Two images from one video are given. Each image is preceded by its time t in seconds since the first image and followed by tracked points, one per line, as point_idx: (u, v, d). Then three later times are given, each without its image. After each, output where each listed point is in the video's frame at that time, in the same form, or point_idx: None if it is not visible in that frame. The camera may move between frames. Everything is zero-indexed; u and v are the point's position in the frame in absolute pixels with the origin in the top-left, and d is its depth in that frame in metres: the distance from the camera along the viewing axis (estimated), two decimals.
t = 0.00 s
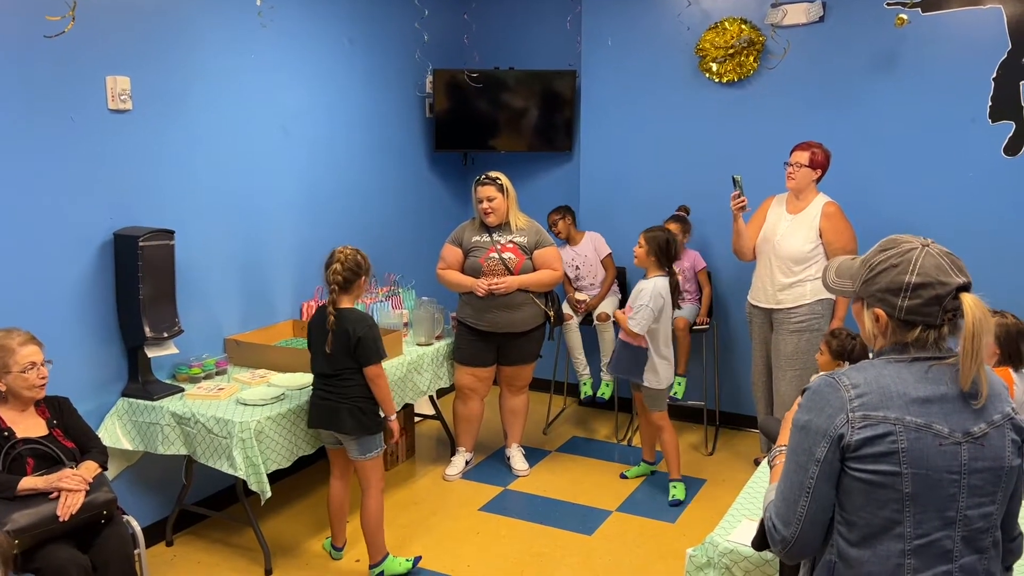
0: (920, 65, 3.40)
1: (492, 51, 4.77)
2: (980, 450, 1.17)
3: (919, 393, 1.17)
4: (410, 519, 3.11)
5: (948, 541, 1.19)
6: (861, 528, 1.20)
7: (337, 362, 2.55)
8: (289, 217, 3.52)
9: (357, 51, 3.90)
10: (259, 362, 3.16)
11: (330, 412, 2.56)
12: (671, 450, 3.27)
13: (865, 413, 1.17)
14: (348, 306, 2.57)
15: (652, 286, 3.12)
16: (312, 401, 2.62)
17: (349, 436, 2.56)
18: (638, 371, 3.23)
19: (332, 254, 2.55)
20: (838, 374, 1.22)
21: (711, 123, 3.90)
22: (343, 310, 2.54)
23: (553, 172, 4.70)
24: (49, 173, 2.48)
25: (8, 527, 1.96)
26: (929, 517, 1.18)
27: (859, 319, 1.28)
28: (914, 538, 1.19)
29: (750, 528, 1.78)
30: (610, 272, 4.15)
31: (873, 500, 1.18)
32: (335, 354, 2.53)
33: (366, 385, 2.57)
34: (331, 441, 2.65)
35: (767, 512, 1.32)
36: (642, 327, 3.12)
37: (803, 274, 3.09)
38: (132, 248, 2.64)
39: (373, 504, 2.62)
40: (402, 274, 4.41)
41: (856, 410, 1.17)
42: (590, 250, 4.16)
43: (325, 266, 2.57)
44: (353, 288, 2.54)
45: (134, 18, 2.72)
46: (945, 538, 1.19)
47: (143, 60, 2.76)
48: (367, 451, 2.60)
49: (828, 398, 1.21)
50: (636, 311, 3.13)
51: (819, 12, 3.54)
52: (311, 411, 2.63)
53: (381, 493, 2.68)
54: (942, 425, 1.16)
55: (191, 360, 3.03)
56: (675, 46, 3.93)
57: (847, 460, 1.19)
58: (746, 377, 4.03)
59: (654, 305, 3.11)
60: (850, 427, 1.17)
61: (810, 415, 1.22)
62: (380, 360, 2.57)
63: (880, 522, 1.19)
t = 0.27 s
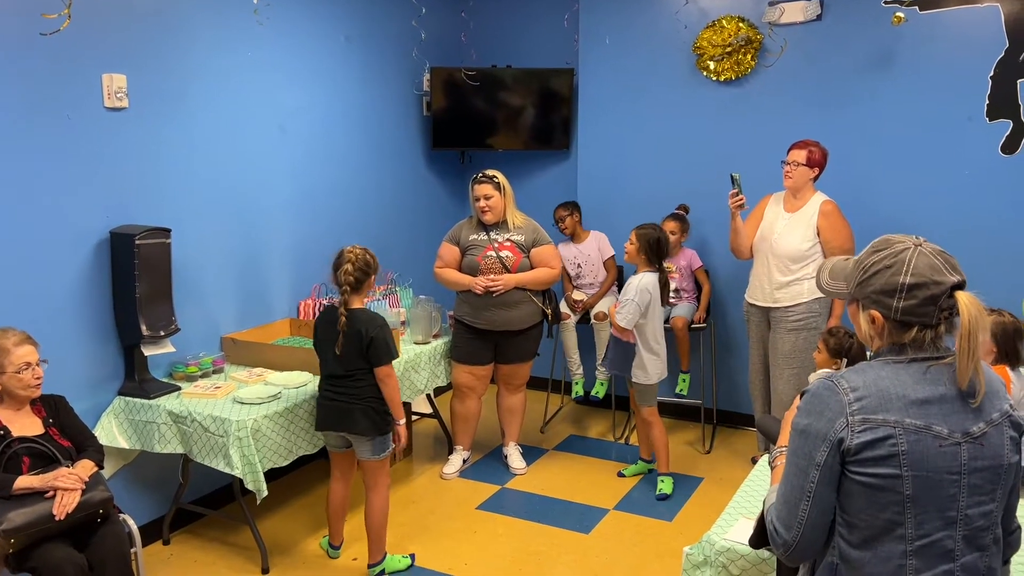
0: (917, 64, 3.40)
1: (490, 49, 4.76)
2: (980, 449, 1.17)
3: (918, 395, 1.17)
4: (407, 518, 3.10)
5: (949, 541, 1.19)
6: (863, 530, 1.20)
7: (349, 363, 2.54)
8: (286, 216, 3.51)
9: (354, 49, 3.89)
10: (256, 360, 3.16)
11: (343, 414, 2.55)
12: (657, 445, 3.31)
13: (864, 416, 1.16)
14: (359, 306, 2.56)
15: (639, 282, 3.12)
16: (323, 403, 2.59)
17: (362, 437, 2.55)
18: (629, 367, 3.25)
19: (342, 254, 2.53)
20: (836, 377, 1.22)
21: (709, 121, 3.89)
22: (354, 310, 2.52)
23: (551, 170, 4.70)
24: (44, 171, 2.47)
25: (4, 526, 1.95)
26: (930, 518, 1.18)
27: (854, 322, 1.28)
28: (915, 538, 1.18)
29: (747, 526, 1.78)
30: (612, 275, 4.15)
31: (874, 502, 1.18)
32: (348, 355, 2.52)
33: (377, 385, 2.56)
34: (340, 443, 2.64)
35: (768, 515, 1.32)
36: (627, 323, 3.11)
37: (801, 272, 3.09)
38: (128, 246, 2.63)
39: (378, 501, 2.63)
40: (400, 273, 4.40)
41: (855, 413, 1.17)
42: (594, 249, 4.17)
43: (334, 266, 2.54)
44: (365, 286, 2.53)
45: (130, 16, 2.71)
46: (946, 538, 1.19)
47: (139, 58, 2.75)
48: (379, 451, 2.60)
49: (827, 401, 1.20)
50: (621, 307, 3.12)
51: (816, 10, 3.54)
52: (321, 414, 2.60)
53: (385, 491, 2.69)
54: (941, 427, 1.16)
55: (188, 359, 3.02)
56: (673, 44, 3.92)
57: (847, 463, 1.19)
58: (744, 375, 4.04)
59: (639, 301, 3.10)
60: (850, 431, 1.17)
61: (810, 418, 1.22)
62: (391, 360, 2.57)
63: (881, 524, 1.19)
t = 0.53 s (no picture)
0: (915, 62, 3.40)
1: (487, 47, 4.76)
2: (980, 450, 1.17)
3: (919, 395, 1.16)
4: (405, 517, 3.10)
5: (949, 541, 1.19)
6: (863, 530, 1.20)
7: (376, 364, 2.51)
8: (283, 214, 3.51)
9: (351, 47, 3.88)
10: (253, 359, 3.15)
11: (371, 416, 2.52)
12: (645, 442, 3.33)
13: (865, 416, 1.16)
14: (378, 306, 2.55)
15: (648, 277, 3.15)
16: (343, 409, 2.52)
17: (389, 437, 2.55)
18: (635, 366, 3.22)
19: (361, 254, 2.50)
20: (837, 376, 1.21)
21: (706, 120, 3.89)
22: (380, 311, 2.51)
23: (549, 169, 4.69)
24: (40, 169, 2.46)
25: None
26: (930, 518, 1.18)
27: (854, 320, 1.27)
28: (915, 539, 1.18)
29: (745, 525, 1.78)
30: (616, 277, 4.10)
31: (875, 502, 1.18)
32: (376, 357, 2.50)
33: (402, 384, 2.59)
34: (355, 447, 2.58)
35: (767, 515, 1.31)
36: (642, 316, 3.12)
37: (798, 270, 3.09)
38: (124, 245, 2.62)
39: (382, 497, 2.63)
40: (397, 271, 4.40)
41: (856, 413, 1.16)
42: (606, 249, 4.13)
43: (351, 267, 2.50)
44: (385, 288, 2.53)
45: (126, 13, 2.70)
46: (946, 538, 1.19)
47: (135, 56, 2.74)
48: (399, 450, 2.61)
49: (827, 401, 1.20)
50: (635, 301, 3.13)
51: (814, 9, 3.54)
52: (340, 420, 2.53)
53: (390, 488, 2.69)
54: (942, 427, 1.16)
55: (185, 357, 3.02)
56: (671, 42, 3.92)
57: (848, 463, 1.18)
58: (741, 374, 4.04)
59: (652, 294, 3.13)
60: (851, 430, 1.16)
61: (810, 418, 1.21)
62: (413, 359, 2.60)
63: (882, 525, 1.18)
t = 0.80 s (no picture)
0: (913, 61, 3.40)
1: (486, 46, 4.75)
2: (981, 445, 1.17)
3: (922, 392, 1.16)
4: (403, 516, 3.09)
5: (952, 539, 1.19)
6: (867, 529, 1.19)
7: (388, 363, 2.53)
8: (281, 213, 3.50)
9: (349, 46, 3.87)
10: (251, 358, 3.14)
11: (386, 415, 2.52)
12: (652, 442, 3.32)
13: (869, 414, 1.15)
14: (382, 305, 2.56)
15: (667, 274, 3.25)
16: (357, 411, 2.49)
17: (401, 434, 2.57)
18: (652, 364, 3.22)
19: (365, 255, 2.49)
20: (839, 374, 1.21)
21: (705, 119, 3.89)
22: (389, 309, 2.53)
23: (547, 168, 4.69)
24: (37, 168, 2.45)
25: None
26: (933, 516, 1.17)
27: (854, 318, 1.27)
28: (919, 537, 1.18)
29: (744, 524, 1.78)
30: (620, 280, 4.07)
31: (879, 501, 1.17)
32: (389, 355, 2.52)
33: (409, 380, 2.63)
34: (362, 449, 2.57)
35: (770, 515, 1.30)
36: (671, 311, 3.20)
37: (797, 269, 3.09)
38: (121, 243, 2.61)
39: (381, 498, 2.62)
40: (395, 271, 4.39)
41: (860, 411, 1.16)
42: (616, 250, 4.08)
43: (356, 267, 2.49)
44: (391, 285, 2.54)
45: (122, 11, 2.69)
46: (949, 535, 1.19)
47: (132, 54, 2.73)
48: (405, 447, 2.62)
49: (830, 399, 1.19)
50: (663, 298, 3.19)
51: (812, 7, 3.54)
52: (354, 423, 2.50)
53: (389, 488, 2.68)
54: (944, 423, 1.16)
55: (182, 357, 3.01)
56: (669, 41, 3.91)
57: (852, 462, 1.18)
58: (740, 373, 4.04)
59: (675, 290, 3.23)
60: (855, 429, 1.16)
61: (813, 417, 1.20)
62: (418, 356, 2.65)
63: (886, 523, 1.18)
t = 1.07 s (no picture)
0: (912, 60, 3.40)
1: (484, 46, 4.75)
2: (974, 445, 1.17)
3: (914, 390, 1.16)
4: (401, 516, 3.09)
5: (945, 538, 1.19)
6: (860, 528, 1.19)
7: (377, 361, 2.52)
8: (279, 213, 3.50)
9: (347, 46, 3.87)
10: (249, 358, 3.14)
11: (372, 413, 2.52)
12: (665, 443, 3.32)
13: (862, 411, 1.15)
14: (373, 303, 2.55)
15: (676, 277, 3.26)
16: (343, 407, 2.49)
17: (388, 433, 2.57)
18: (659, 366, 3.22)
19: (355, 252, 2.50)
20: (832, 372, 1.20)
21: (703, 118, 3.89)
22: (379, 308, 2.52)
23: (546, 168, 4.69)
24: (34, 169, 2.45)
25: None
26: (925, 514, 1.17)
27: (847, 316, 1.27)
28: (911, 535, 1.18)
29: (742, 523, 1.77)
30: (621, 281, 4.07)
31: (872, 499, 1.17)
32: (378, 353, 2.51)
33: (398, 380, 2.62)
34: (349, 445, 2.56)
35: (763, 514, 1.30)
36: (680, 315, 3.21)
37: (795, 269, 3.09)
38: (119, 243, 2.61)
39: (377, 498, 2.62)
40: (394, 271, 4.39)
41: (852, 408, 1.16)
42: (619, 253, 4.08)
43: (346, 264, 2.49)
44: (381, 283, 2.54)
45: (119, 11, 2.68)
46: (942, 534, 1.18)
47: (130, 54, 2.73)
48: (392, 447, 2.62)
49: (822, 397, 1.18)
50: (674, 301, 3.20)
51: (810, 7, 3.54)
52: (340, 419, 2.50)
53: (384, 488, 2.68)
54: (937, 422, 1.15)
55: (180, 357, 3.01)
56: (667, 41, 3.91)
57: (844, 459, 1.17)
58: (739, 373, 4.04)
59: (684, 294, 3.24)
60: (847, 426, 1.15)
61: (806, 414, 1.20)
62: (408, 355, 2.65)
63: (879, 521, 1.18)
